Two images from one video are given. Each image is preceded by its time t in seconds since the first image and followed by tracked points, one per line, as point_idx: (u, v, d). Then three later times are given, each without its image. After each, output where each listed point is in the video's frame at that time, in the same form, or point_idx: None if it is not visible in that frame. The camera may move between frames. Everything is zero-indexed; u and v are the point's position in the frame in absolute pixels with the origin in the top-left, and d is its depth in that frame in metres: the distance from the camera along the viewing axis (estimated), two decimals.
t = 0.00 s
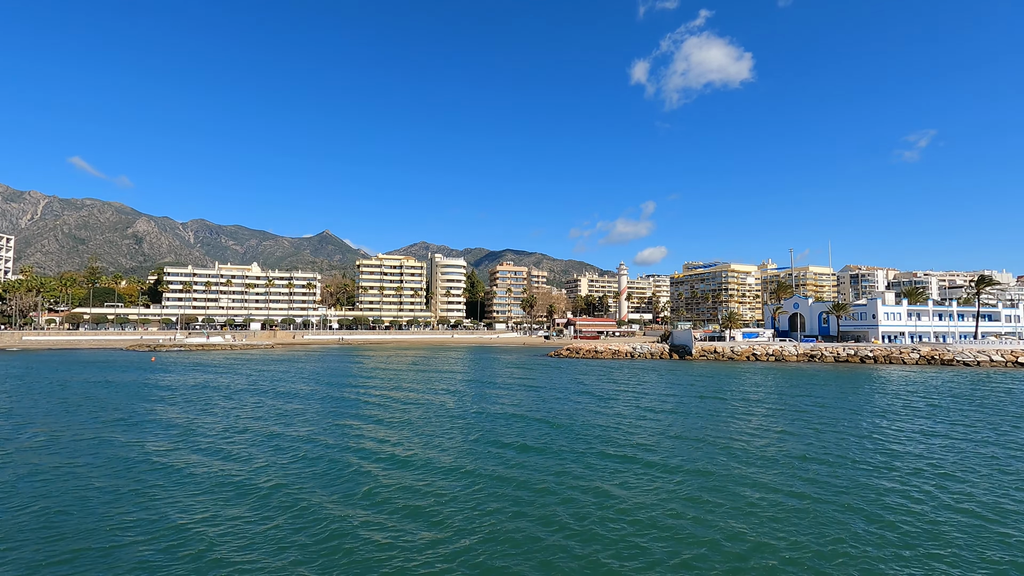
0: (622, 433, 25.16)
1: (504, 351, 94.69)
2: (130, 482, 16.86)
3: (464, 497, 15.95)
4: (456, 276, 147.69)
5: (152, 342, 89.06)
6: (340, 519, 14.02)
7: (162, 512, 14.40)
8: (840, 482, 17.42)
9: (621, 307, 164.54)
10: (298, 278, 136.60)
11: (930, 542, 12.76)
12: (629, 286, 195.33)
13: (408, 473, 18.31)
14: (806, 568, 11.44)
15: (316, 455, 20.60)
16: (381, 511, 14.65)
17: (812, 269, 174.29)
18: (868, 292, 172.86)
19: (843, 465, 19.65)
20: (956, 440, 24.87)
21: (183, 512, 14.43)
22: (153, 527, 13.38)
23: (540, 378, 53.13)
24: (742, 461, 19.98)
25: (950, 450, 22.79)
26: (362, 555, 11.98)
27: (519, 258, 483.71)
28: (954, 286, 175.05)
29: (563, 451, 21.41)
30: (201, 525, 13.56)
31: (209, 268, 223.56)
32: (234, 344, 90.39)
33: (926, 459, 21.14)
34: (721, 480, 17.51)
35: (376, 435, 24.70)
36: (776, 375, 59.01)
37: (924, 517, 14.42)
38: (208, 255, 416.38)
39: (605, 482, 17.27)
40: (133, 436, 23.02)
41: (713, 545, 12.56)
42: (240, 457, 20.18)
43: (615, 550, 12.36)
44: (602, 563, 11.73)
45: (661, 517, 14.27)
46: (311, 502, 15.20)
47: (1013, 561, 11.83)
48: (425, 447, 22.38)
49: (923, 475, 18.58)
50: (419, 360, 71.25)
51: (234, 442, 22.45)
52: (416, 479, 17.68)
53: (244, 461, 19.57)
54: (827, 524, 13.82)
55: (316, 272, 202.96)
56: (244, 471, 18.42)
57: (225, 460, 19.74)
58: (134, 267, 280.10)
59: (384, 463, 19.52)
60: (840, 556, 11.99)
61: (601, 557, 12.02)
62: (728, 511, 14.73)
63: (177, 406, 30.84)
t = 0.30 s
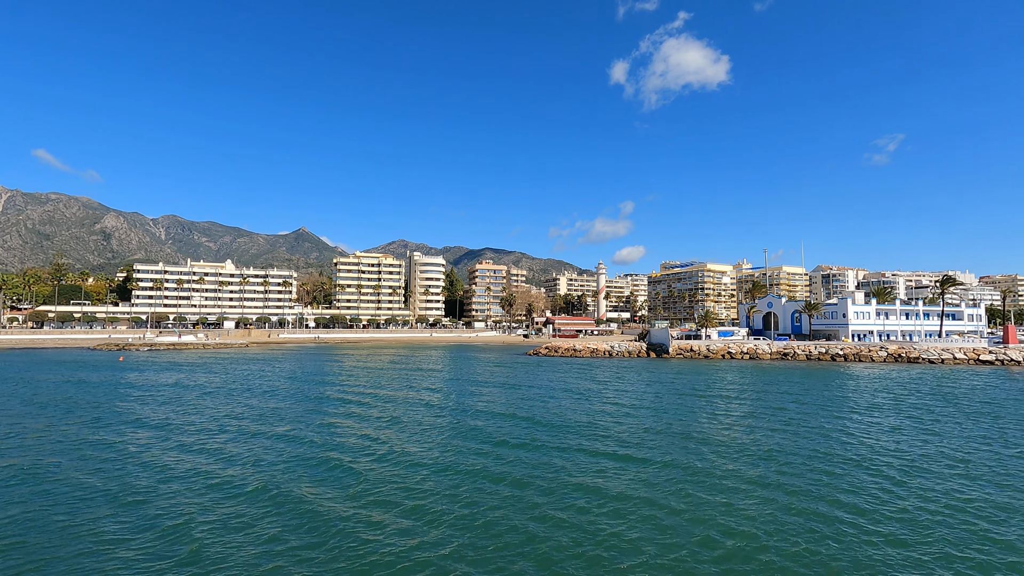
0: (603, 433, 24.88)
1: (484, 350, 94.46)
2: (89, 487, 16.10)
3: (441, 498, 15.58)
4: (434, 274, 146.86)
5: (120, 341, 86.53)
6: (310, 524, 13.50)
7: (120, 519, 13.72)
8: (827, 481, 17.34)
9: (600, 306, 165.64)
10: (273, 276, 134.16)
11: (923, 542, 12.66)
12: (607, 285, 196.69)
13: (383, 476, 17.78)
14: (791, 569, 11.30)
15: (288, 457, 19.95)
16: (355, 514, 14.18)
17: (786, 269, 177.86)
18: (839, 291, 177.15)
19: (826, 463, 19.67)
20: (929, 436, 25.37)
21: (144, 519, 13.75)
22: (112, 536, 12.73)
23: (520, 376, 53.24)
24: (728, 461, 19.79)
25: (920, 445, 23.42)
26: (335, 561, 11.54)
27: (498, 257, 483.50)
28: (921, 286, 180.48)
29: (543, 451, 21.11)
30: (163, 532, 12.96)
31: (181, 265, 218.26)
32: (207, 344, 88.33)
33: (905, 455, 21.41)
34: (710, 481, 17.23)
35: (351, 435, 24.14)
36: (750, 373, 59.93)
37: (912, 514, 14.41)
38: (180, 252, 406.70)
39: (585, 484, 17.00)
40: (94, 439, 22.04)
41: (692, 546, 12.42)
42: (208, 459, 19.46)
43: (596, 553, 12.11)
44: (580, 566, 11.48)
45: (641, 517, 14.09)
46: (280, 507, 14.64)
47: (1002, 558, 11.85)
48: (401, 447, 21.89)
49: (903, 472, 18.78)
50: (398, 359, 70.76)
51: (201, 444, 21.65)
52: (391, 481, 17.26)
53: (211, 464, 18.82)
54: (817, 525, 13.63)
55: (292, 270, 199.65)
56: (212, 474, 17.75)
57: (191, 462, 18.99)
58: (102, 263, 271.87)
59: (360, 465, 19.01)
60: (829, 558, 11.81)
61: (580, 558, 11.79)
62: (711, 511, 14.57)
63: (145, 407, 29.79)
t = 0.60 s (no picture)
0: (589, 433, 24.76)
1: (464, 349, 94.15)
2: (58, 492, 15.53)
3: (425, 500, 15.41)
4: (415, 273, 145.98)
5: (90, 340, 84.02)
6: (292, 527, 13.22)
7: (92, 525, 13.24)
8: (818, 481, 17.42)
9: (580, 306, 166.52)
10: (250, 275, 131.85)
11: (919, 540, 12.74)
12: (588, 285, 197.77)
13: (365, 477, 17.52)
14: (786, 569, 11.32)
15: (267, 459, 19.53)
16: (338, 518, 13.93)
17: (762, 269, 180.98)
18: (813, 292, 181.01)
19: (814, 462, 19.79)
20: (907, 433, 25.88)
21: (119, 525, 13.33)
22: (84, 543, 12.30)
23: (500, 375, 53.27)
24: (717, 461, 19.76)
25: (890, 441, 24.13)
26: (318, 565, 11.28)
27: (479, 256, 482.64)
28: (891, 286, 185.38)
29: (527, 452, 20.99)
30: (137, 538, 12.53)
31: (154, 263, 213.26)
32: (182, 343, 86.35)
33: (888, 452, 21.71)
34: (701, 482, 17.16)
35: (332, 435, 23.80)
36: (728, 372, 60.82)
37: (886, 509, 14.76)
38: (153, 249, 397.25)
39: (571, 485, 16.94)
40: (63, 442, 21.33)
41: (680, 546, 12.46)
42: (184, 461, 18.96)
43: (581, 550, 12.21)
44: (569, 566, 11.45)
45: (626, 516, 14.15)
46: (261, 510, 14.34)
47: (997, 554, 11.99)
48: (383, 448, 21.63)
49: (889, 469, 19.01)
50: (378, 358, 70.24)
51: (176, 446, 21.07)
52: (374, 482, 17.02)
53: (187, 467, 18.33)
54: (811, 525, 13.63)
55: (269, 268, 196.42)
56: (188, 476, 17.30)
57: (165, 465, 18.48)
58: (71, 261, 263.96)
59: (341, 466, 18.76)
60: (826, 557, 11.83)
61: (570, 559, 11.75)
62: (701, 511, 14.59)
63: (115, 409, 28.93)
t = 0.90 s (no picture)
0: (577, 433, 24.60)
1: (447, 349, 93.86)
2: (27, 497, 14.98)
3: (410, 500, 15.21)
4: (397, 272, 145.02)
5: (61, 340, 81.77)
6: (274, 530, 12.94)
7: (65, 531, 12.82)
8: (811, 480, 17.49)
9: (563, 305, 167.07)
10: (228, 274, 129.67)
11: (905, 535, 12.99)
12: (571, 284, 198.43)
13: (349, 478, 17.25)
14: (783, 568, 11.31)
15: (247, 460, 19.13)
16: (321, 519, 13.68)
17: (742, 269, 183.46)
18: (791, 292, 184.22)
19: (804, 461, 19.93)
20: (887, 430, 26.46)
21: (93, 530, 12.92)
22: (57, 549, 11.88)
23: (483, 375, 53.22)
24: (709, 461, 19.73)
25: (866, 437, 24.73)
26: (305, 567, 11.11)
27: (462, 255, 481.56)
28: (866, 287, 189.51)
29: (513, 452, 20.83)
30: (113, 543, 12.17)
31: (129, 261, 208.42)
32: (158, 343, 84.49)
33: (871, 450, 22.08)
34: (696, 483, 17.08)
35: (314, 435, 23.43)
36: (708, 370, 61.58)
37: (863, 505, 15.13)
38: (128, 248, 388.66)
39: (558, 483, 17.02)
40: (33, 444, 20.65)
41: (669, 545, 12.47)
42: (161, 463, 18.49)
43: (569, 544, 12.43)
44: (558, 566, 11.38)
45: (611, 513, 14.38)
46: (242, 513, 14.02)
47: (994, 551, 12.13)
48: (366, 448, 21.35)
49: (878, 467, 19.24)
50: (360, 358, 69.65)
51: (152, 448, 20.52)
52: (357, 483, 16.76)
53: (163, 470, 17.86)
54: (810, 525, 13.62)
55: (248, 267, 193.28)
56: (164, 479, 16.84)
57: (145, 467, 18.12)
58: (41, 258, 256.57)
59: (323, 467, 18.44)
60: (826, 557, 11.82)
61: (558, 559, 11.68)
62: (693, 512, 14.57)
63: (89, 410, 28.16)
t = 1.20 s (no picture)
0: (563, 433, 24.42)
1: (432, 348, 93.42)
2: None
3: (393, 502, 14.98)
4: (381, 271, 144.05)
5: (34, 340, 79.74)
6: (264, 528, 12.96)
7: (51, 532, 12.69)
8: (801, 478, 17.52)
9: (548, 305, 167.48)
10: (208, 272, 127.60)
11: (883, 527, 13.40)
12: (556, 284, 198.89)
13: (331, 480, 16.92)
14: (777, 569, 11.21)
15: (227, 462, 18.71)
16: (303, 522, 13.41)
17: (724, 269, 185.56)
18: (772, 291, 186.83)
19: (791, 459, 19.99)
20: (867, 427, 27.07)
21: (64, 537, 12.48)
22: (27, 556, 11.49)
23: (468, 374, 53.22)
24: (697, 460, 19.71)
25: (847, 434, 25.27)
26: (296, 565, 11.15)
27: (447, 255, 479.90)
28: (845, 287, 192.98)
29: (499, 452, 20.66)
30: (91, 548, 11.90)
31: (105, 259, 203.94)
32: (135, 343, 82.83)
33: (851, 446, 22.60)
34: (689, 482, 16.96)
35: (295, 437, 23.05)
36: (691, 369, 62.28)
37: (843, 498, 15.53)
38: (105, 245, 380.52)
39: (547, 479, 17.21)
40: (5, 447, 20.11)
41: (656, 545, 12.39)
42: (136, 467, 18.00)
43: (558, 539, 12.59)
44: (542, 566, 11.27)
45: (599, 508, 14.59)
46: (222, 517, 13.68)
47: (987, 549, 12.19)
48: (349, 449, 21.05)
49: (864, 464, 19.43)
50: (343, 358, 69.08)
51: (126, 451, 19.96)
52: (342, 484, 16.57)
53: (148, 470, 17.67)
54: (805, 525, 13.53)
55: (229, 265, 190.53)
56: (147, 481, 16.60)
57: (129, 468, 17.90)
58: (13, 256, 249.85)
59: (309, 467, 18.32)
60: (823, 557, 11.78)
61: (544, 560, 11.57)
62: (681, 510, 14.53)
63: (66, 411, 27.61)
